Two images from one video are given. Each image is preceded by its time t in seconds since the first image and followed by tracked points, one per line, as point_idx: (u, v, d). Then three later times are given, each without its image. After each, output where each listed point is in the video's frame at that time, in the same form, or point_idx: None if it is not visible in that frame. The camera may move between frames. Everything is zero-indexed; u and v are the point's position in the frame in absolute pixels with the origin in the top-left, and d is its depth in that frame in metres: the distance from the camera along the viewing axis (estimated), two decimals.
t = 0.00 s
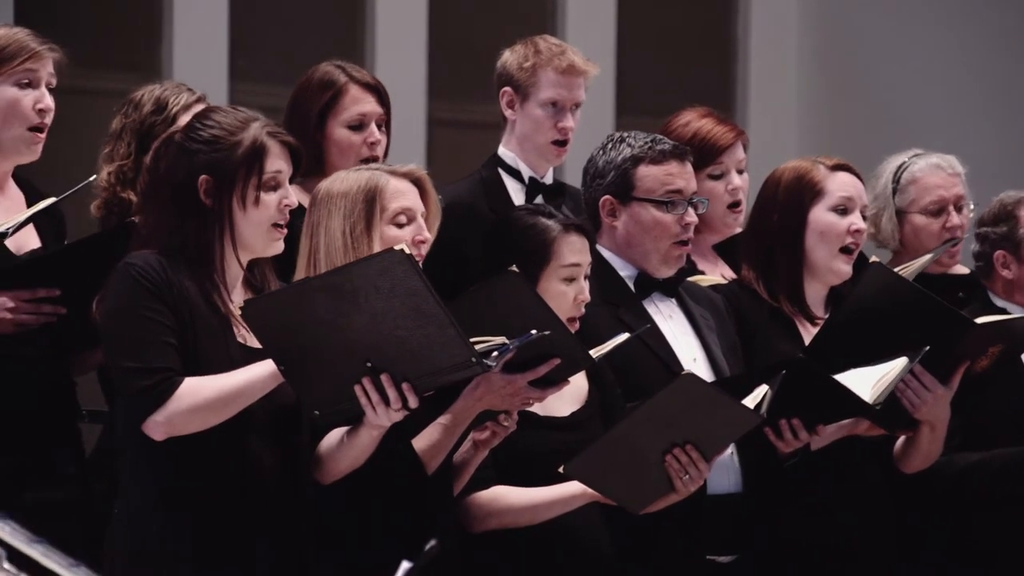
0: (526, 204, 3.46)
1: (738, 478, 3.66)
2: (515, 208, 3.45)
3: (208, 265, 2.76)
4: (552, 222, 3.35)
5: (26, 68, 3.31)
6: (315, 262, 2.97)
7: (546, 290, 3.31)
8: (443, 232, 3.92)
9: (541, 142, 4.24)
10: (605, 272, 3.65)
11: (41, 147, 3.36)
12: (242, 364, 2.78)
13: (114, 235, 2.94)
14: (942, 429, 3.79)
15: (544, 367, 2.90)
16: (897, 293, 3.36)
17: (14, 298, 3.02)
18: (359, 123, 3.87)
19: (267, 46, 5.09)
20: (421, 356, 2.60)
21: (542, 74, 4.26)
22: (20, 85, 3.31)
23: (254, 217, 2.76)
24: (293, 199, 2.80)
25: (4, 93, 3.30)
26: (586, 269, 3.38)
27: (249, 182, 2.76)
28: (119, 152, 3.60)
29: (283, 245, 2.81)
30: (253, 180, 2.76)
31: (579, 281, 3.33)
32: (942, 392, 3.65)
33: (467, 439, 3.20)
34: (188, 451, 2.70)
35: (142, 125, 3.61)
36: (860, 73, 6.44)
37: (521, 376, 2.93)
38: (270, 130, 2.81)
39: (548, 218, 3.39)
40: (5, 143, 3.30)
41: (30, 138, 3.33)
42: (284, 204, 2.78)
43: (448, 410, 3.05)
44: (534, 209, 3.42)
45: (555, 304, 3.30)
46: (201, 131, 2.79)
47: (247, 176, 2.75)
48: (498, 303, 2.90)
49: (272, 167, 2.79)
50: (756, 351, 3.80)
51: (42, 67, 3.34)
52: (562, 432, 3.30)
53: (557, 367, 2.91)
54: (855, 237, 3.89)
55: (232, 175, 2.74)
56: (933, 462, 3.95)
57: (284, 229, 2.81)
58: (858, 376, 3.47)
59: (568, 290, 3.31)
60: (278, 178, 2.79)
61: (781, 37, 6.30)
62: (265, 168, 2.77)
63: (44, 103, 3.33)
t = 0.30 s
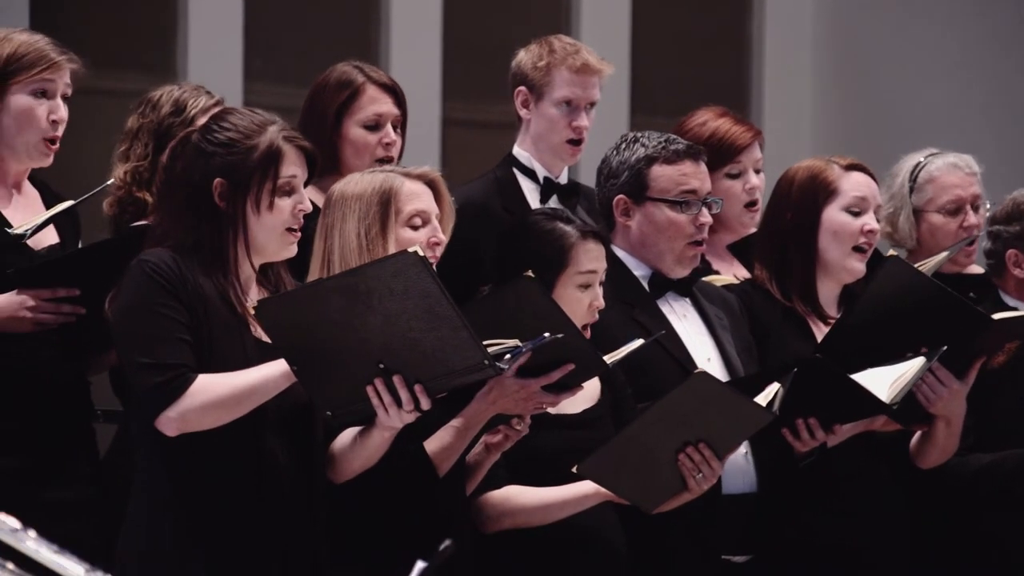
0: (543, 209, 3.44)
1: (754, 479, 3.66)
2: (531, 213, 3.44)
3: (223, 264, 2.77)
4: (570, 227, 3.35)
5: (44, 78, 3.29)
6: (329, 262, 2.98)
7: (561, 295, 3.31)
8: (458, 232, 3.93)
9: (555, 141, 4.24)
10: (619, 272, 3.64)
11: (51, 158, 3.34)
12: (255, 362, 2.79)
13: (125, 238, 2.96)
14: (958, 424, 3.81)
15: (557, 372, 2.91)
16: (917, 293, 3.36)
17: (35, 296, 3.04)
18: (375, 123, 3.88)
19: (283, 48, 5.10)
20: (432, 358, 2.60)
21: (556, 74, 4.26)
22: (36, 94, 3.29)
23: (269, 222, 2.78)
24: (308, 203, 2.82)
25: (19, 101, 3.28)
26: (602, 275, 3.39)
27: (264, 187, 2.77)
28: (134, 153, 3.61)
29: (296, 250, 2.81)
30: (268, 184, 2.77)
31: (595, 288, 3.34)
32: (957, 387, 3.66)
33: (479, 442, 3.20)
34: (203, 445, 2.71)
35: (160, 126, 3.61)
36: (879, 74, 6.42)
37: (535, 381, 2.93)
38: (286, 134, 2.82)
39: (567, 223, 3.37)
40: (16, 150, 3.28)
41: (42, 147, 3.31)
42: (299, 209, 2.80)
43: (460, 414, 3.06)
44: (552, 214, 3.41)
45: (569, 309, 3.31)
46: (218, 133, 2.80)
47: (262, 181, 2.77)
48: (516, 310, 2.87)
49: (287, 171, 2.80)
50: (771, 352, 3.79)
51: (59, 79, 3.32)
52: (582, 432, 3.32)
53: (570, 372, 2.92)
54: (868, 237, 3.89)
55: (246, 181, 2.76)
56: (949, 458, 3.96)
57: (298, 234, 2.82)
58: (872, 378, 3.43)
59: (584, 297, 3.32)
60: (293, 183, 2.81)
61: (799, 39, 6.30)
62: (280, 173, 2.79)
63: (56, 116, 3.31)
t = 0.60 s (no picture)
0: (558, 208, 3.44)
1: (770, 480, 3.65)
2: (547, 212, 3.44)
3: (240, 264, 2.78)
4: (587, 229, 3.35)
5: (57, 77, 3.27)
6: (342, 261, 2.99)
7: (576, 295, 3.31)
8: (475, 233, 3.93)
9: (570, 141, 4.24)
10: (634, 272, 3.64)
11: (60, 158, 3.31)
12: (273, 361, 2.79)
13: (147, 234, 2.96)
14: (974, 419, 3.85)
15: (573, 371, 2.91)
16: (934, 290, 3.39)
17: (53, 287, 3.02)
18: (391, 123, 3.88)
19: (298, 49, 5.11)
20: (448, 355, 2.61)
21: (571, 73, 4.26)
22: (49, 93, 3.27)
23: (283, 221, 2.78)
24: (323, 203, 2.82)
25: (31, 100, 3.26)
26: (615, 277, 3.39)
27: (278, 187, 2.78)
28: (152, 153, 3.60)
29: (312, 249, 2.81)
30: (282, 184, 2.78)
31: (609, 289, 3.34)
32: (973, 383, 3.67)
33: (494, 439, 3.20)
34: (219, 446, 2.72)
35: (179, 128, 3.61)
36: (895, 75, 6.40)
37: (550, 380, 2.93)
38: (300, 134, 2.83)
39: (583, 223, 3.38)
40: (25, 149, 3.25)
41: (50, 147, 3.28)
42: (313, 209, 2.80)
43: (477, 413, 3.07)
44: (568, 213, 3.40)
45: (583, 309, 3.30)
46: (232, 135, 2.81)
47: (276, 181, 2.77)
48: (531, 309, 2.88)
49: (301, 171, 2.80)
50: (786, 352, 3.77)
51: (72, 80, 3.31)
52: (594, 429, 3.32)
53: (587, 372, 2.91)
54: (882, 237, 3.89)
55: (260, 182, 2.77)
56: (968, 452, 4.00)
57: (314, 233, 2.82)
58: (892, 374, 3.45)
59: (597, 298, 3.31)
60: (308, 183, 2.81)
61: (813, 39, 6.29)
62: (294, 173, 2.79)
63: (66, 115, 3.29)
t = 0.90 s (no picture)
0: (569, 205, 3.44)
1: (786, 480, 3.66)
2: (560, 210, 3.44)
3: (258, 265, 2.78)
4: (599, 226, 3.35)
5: (69, 79, 3.26)
6: (354, 260, 3.00)
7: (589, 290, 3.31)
8: (491, 232, 3.92)
9: (587, 141, 4.23)
10: (650, 272, 3.64)
11: (69, 162, 3.29)
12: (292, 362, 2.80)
13: (166, 235, 2.97)
14: (990, 419, 3.86)
15: (589, 365, 2.92)
16: (946, 291, 3.43)
17: (65, 289, 3.01)
18: (406, 121, 3.88)
19: (313, 49, 5.12)
20: (465, 352, 2.61)
21: (587, 74, 4.26)
22: (61, 96, 3.25)
23: (299, 221, 2.78)
24: (339, 201, 2.82)
25: (43, 102, 3.24)
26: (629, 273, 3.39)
27: (293, 186, 2.78)
28: (176, 154, 3.54)
29: (328, 250, 2.82)
30: (296, 183, 2.78)
31: (621, 285, 3.34)
32: (989, 384, 3.68)
33: (510, 434, 3.20)
34: (239, 445, 2.73)
35: (203, 129, 3.54)
36: (912, 74, 6.36)
37: (567, 375, 2.95)
38: (314, 132, 2.83)
39: (594, 220, 3.38)
40: (35, 152, 3.23)
41: (60, 151, 3.26)
42: (330, 207, 2.80)
43: (494, 410, 3.07)
44: (580, 209, 3.41)
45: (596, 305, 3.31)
46: (247, 136, 2.82)
47: (290, 180, 2.78)
48: (546, 307, 2.88)
49: (316, 170, 2.81)
50: (801, 351, 3.78)
51: (83, 80, 3.29)
52: (605, 429, 3.32)
53: (603, 365, 2.92)
54: (896, 234, 3.86)
55: (276, 181, 2.78)
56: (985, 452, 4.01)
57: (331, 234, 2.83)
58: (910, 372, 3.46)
59: (611, 293, 3.32)
60: (323, 181, 2.81)
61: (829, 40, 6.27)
62: (309, 171, 2.80)
63: (79, 115, 3.28)
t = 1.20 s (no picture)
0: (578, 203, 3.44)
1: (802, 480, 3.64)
2: (569, 207, 3.44)
3: (274, 266, 2.78)
4: (608, 222, 3.35)
5: (87, 81, 3.27)
6: (365, 258, 3.02)
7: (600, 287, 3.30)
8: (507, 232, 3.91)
9: (603, 141, 4.23)
10: (665, 271, 3.64)
11: (85, 163, 3.29)
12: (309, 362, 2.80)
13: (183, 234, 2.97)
14: (1006, 419, 3.88)
15: (607, 369, 2.93)
16: (962, 294, 3.45)
17: (77, 288, 3.02)
18: (419, 119, 3.89)
19: (329, 49, 5.13)
20: (480, 351, 2.62)
21: (603, 73, 4.26)
22: (79, 96, 3.26)
23: (315, 221, 2.79)
24: (355, 201, 2.82)
25: (61, 103, 3.25)
26: (640, 268, 3.39)
27: (309, 187, 2.79)
28: (194, 154, 3.54)
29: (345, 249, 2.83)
30: (312, 184, 2.79)
31: (633, 281, 3.34)
32: (1005, 386, 3.70)
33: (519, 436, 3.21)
34: (254, 445, 2.73)
35: (221, 129, 3.54)
36: (930, 68, 6.30)
37: (584, 377, 2.95)
38: (330, 132, 2.84)
39: (604, 217, 3.38)
40: (53, 153, 3.23)
41: (78, 151, 3.26)
42: (346, 207, 2.81)
43: (509, 411, 3.07)
44: (589, 208, 3.41)
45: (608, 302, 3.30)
46: (263, 137, 2.82)
47: (306, 181, 2.78)
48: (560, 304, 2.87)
49: (332, 170, 2.81)
50: (817, 352, 3.77)
51: (100, 82, 3.30)
52: (619, 428, 3.32)
53: (621, 369, 2.93)
54: (908, 231, 3.86)
55: (292, 181, 2.78)
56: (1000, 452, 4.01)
57: (346, 233, 2.84)
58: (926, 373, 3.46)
59: (623, 289, 3.31)
60: (339, 181, 2.82)
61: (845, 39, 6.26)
62: (325, 171, 2.80)
63: (97, 117, 3.28)
